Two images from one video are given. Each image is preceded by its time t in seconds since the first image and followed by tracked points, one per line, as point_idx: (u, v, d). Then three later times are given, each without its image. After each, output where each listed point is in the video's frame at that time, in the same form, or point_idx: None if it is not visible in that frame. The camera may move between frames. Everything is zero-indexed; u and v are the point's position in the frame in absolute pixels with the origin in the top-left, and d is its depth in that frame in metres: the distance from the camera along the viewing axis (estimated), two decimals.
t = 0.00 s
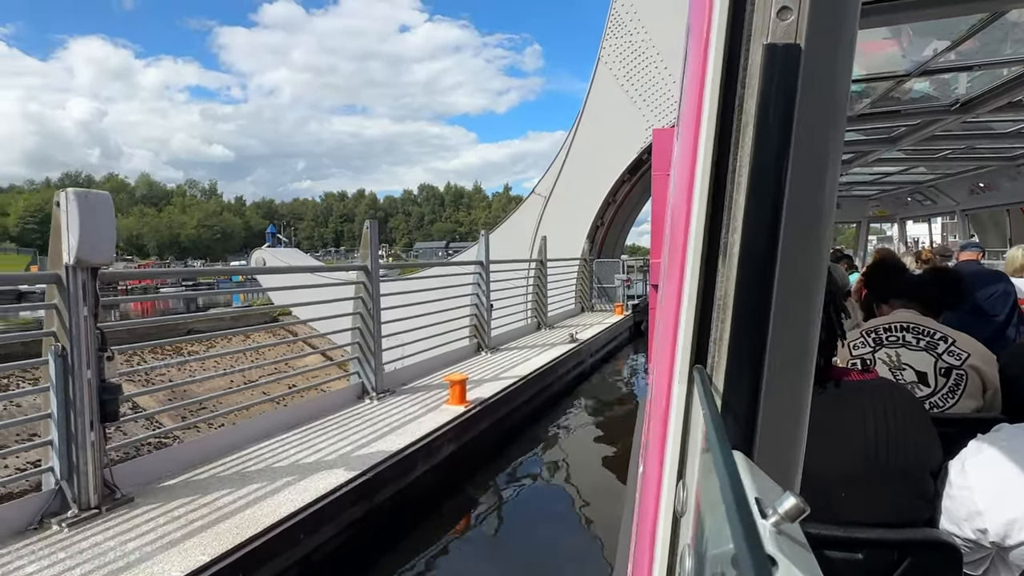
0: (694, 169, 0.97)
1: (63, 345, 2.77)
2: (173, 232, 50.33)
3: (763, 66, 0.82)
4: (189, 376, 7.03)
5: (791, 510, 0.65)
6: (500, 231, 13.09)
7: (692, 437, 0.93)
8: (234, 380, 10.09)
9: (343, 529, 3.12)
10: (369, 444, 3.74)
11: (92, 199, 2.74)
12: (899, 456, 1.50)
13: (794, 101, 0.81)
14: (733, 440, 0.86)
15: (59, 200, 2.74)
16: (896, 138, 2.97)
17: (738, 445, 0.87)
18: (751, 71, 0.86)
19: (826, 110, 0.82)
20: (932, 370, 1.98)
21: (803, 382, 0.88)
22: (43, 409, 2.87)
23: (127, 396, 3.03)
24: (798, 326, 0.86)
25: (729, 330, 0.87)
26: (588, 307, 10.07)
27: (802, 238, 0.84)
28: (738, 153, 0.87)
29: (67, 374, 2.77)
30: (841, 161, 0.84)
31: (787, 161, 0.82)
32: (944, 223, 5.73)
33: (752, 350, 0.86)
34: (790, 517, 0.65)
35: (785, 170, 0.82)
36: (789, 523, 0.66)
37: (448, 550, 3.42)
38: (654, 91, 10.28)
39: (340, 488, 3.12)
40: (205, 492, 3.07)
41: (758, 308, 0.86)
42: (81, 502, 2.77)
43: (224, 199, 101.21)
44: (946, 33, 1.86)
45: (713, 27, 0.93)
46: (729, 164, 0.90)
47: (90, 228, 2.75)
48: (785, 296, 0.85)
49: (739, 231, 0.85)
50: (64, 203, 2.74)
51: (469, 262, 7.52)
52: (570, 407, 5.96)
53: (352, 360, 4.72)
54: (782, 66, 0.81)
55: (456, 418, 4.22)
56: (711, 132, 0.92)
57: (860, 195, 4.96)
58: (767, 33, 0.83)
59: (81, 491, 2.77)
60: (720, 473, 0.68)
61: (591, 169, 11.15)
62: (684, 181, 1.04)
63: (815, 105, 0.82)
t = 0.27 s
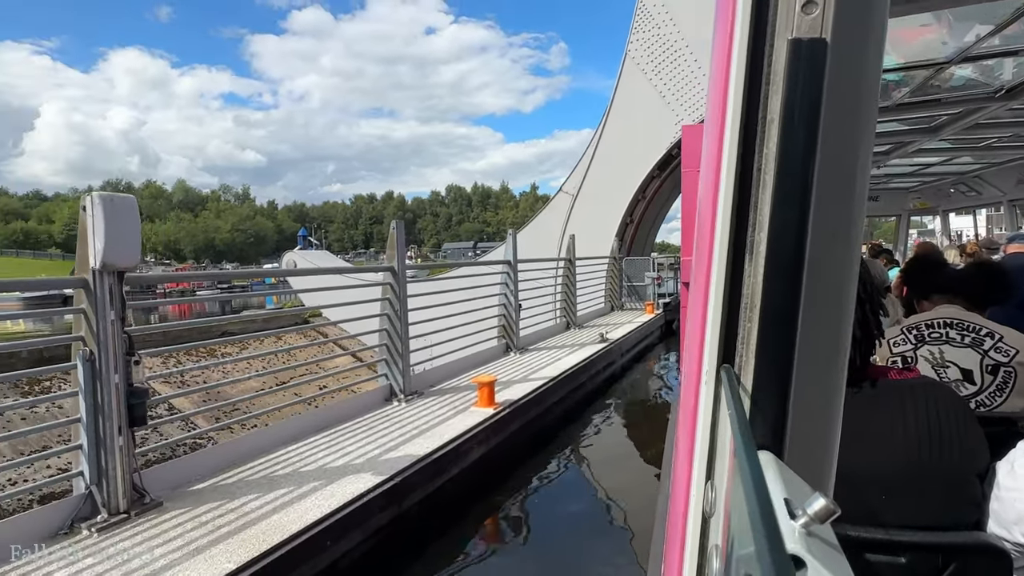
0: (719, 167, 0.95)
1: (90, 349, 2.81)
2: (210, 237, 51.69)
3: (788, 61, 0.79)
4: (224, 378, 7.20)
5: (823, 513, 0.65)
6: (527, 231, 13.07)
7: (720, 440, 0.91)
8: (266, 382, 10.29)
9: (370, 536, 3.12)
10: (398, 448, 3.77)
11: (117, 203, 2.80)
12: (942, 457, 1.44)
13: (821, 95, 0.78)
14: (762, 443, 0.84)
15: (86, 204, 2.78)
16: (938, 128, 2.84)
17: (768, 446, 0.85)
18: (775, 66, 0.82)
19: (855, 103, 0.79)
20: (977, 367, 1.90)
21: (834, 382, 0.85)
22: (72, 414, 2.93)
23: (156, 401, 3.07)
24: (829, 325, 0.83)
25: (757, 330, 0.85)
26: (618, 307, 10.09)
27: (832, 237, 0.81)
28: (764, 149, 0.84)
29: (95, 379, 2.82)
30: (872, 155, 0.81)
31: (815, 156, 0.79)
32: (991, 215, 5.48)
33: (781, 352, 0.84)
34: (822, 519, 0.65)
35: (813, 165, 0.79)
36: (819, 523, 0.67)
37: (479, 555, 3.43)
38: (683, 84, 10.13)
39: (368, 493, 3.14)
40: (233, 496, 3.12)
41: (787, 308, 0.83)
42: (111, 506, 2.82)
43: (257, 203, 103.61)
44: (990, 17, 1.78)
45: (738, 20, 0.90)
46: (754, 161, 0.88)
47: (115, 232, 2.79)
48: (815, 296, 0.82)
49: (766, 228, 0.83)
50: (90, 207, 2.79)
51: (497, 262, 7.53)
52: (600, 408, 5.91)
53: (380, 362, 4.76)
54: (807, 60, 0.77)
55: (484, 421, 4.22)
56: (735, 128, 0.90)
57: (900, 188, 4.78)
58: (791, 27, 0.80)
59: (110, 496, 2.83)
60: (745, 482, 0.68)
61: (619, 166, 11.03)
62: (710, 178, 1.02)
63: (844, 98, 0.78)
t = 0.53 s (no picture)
0: (732, 162, 0.95)
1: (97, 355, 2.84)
2: (229, 240, 52.43)
3: (800, 55, 0.78)
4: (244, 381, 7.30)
5: (840, 510, 0.66)
6: (543, 230, 13.07)
7: (737, 438, 0.91)
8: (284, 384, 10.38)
9: (385, 544, 3.12)
10: (410, 453, 3.77)
11: (122, 206, 2.76)
12: (971, 455, 1.40)
13: (835, 88, 0.77)
14: (780, 441, 0.83)
15: (90, 205, 2.76)
16: (961, 118, 2.78)
17: (787, 444, 0.84)
18: (788, 60, 0.82)
19: (871, 94, 0.77)
20: (1007, 362, 1.79)
21: (854, 378, 0.84)
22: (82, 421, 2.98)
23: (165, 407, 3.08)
24: (848, 322, 0.82)
25: (773, 327, 0.84)
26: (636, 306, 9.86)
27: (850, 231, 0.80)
28: (778, 144, 0.84)
29: (102, 385, 2.84)
30: (889, 149, 0.79)
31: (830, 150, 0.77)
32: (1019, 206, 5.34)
33: (798, 348, 0.83)
34: (839, 516, 0.66)
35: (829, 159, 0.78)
36: (839, 523, 0.66)
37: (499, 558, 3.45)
38: (699, 78, 10.04)
39: (381, 501, 3.13)
40: (243, 504, 3.13)
41: (804, 305, 0.82)
42: (119, 514, 2.84)
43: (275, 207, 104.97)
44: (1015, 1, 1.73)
45: (748, 16, 0.90)
46: (768, 157, 0.87)
47: (120, 235, 2.77)
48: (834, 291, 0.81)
49: (780, 225, 0.82)
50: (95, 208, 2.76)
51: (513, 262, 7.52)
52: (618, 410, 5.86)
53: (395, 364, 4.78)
54: (819, 54, 0.76)
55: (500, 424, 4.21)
56: (748, 124, 0.89)
57: (925, 180, 4.67)
58: (804, 20, 0.79)
59: (118, 504, 2.85)
60: (761, 484, 0.69)
61: (635, 163, 10.98)
62: (723, 174, 1.02)
63: (858, 90, 0.77)
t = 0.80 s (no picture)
0: (737, 161, 0.94)
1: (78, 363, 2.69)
2: (229, 244, 52.41)
3: (804, 54, 0.78)
4: (242, 386, 7.24)
5: (848, 509, 0.65)
6: (544, 232, 13.03)
7: (743, 438, 0.91)
8: (284, 390, 10.33)
9: (382, 557, 3.03)
10: (408, 461, 3.68)
11: (103, 207, 2.61)
12: (978, 457, 1.39)
13: (840, 85, 0.76)
14: (787, 441, 0.83)
15: (70, 206, 2.60)
16: (964, 118, 2.78)
17: (794, 444, 0.83)
18: (792, 60, 0.82)
19: (877, 91, 0.77)
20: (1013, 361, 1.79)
21: (861, 377, 0.84)
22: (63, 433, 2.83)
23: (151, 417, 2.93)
24: (855, 321, 0.82)
25: (779, 326, 0.84)
26: (638, 306, 9.81)
27: (856, 229, 0.79)
28: (783, 143, 0.84)
29: (84, 395, 2.69)
30: (894, 146, 0.79)
31: (835, 147, 0.77)
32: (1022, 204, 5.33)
33: (805, 347, 0.82)
34: (846, 515, 0.66)
35: (834, 157, 0.77)
36: (847, 521, 0.66)
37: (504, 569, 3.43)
38: (701, 77, 10.02)
39: (375, 514, 3.01)
40: (233, 518, 2.99)
41: (811, 303, 0.81)
42: (101, 531, 2.69)
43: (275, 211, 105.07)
44: None
45: (751, 16, 0.90)
46: (773, 156, 0.87)
47: (100, 238, 2.61)
48: (841, 290, 0.81)
49: (786, 225, 0.82)
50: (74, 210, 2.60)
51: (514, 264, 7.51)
52: (621, 415, 5.82)
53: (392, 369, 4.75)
54: (824, 52, 0.76)
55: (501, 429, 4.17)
56: (753, 123, 0.89)
57: (928, 179, 4.65)
58: (808, 19, 0.79)
59: (101, 520, 2.70)
60: (769, 483, 0.69)
61: (636, 163, 10.97)
62: (728, 174, 1.01)
63: (864, 87, 0.77)
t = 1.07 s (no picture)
0: (736, 163, 0.95)
1: (48, 374, 2.62)
2: (227, 246, 52.30)
3: (803, 59, 0.78)
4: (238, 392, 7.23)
5: (843, 508, 0.65)
6: (541, 234, 13.07)
7: (739, 441, 0.91)
8: (280, 395, 10.32)
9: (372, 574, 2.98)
10: (399, 474, 3.63)
11: (72, 210, 2.53)
12: (977, 459, 1.39)
13: (837, 90, 0.77)
14: (783, 443, 0.83)
15: (37, 209, 2.51)
16: (964, 120, 2.78)
17: (790, 445, 0.83)
18: (789, 64, 0.82)
19: (875, 95, 0.77)
20: (1011, 364, 1.80)
21: (857, 379, 0.84)
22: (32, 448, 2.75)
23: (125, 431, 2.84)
24: (851, 323, 0.82)
25: (776, 327, 0.84)
26: (636, 311, 9.91)
27: (852, 232, 0.79)
28: (781, 145, 0.84)
29: (54, 408, 2.63)
30: (890, 152, 0.79)
31: (832, 150, 0.77)
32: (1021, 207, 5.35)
33: (802, 349, 0.82)
34: (842, 514, 0.65)
35: (831, 161, 0.78)
36: (842, 521, 0.65)
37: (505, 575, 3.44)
38: (699, 79, 10.00)
39: (363, 532, 2.97)
40: (214, 536, 2.94)
41: (807, 307, 0.81)
42: (74, 548, 2.64)
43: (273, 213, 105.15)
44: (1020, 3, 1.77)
45: (750, 21, 0.90)
46: (770, 160, 0.87)
47: (70, 243, 2.53)
48: (838, 292, 0.81)
49: (783, 227, 0.82)
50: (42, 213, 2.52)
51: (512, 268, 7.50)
52: (619, 421, 5.80)
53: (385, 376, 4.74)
54: (821, 57, 0.76)
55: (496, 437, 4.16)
56: (751, 126, 0.89)
57: (928, 182, 4.65)
58: (806, 24, 0.79)
59: (73, 537, 2.64)
60: (763, 485, 0.69)
61: (633, 166, 11.01)
62: (726, 176, 1.02)
63: (862, 91, 0.77)
